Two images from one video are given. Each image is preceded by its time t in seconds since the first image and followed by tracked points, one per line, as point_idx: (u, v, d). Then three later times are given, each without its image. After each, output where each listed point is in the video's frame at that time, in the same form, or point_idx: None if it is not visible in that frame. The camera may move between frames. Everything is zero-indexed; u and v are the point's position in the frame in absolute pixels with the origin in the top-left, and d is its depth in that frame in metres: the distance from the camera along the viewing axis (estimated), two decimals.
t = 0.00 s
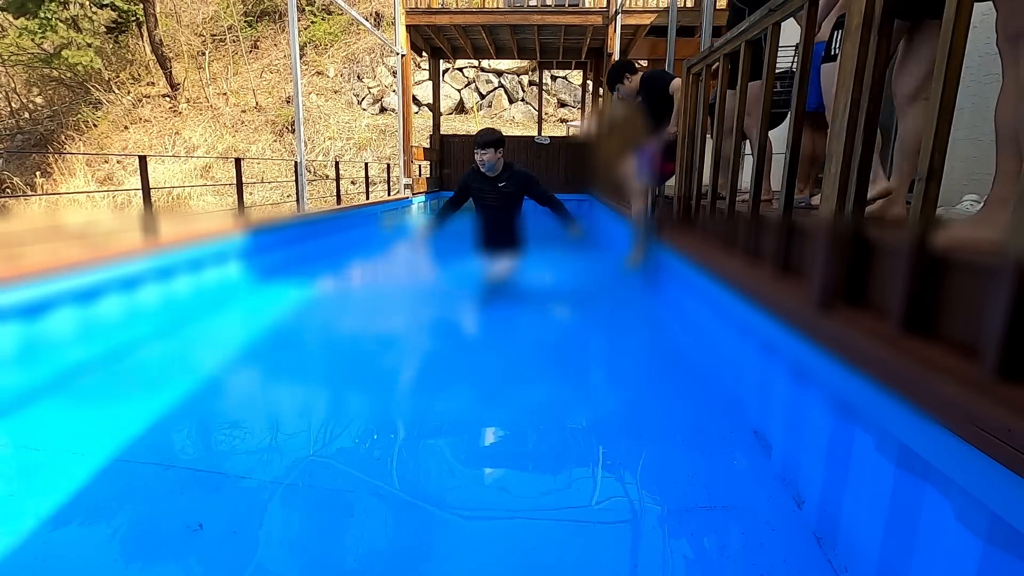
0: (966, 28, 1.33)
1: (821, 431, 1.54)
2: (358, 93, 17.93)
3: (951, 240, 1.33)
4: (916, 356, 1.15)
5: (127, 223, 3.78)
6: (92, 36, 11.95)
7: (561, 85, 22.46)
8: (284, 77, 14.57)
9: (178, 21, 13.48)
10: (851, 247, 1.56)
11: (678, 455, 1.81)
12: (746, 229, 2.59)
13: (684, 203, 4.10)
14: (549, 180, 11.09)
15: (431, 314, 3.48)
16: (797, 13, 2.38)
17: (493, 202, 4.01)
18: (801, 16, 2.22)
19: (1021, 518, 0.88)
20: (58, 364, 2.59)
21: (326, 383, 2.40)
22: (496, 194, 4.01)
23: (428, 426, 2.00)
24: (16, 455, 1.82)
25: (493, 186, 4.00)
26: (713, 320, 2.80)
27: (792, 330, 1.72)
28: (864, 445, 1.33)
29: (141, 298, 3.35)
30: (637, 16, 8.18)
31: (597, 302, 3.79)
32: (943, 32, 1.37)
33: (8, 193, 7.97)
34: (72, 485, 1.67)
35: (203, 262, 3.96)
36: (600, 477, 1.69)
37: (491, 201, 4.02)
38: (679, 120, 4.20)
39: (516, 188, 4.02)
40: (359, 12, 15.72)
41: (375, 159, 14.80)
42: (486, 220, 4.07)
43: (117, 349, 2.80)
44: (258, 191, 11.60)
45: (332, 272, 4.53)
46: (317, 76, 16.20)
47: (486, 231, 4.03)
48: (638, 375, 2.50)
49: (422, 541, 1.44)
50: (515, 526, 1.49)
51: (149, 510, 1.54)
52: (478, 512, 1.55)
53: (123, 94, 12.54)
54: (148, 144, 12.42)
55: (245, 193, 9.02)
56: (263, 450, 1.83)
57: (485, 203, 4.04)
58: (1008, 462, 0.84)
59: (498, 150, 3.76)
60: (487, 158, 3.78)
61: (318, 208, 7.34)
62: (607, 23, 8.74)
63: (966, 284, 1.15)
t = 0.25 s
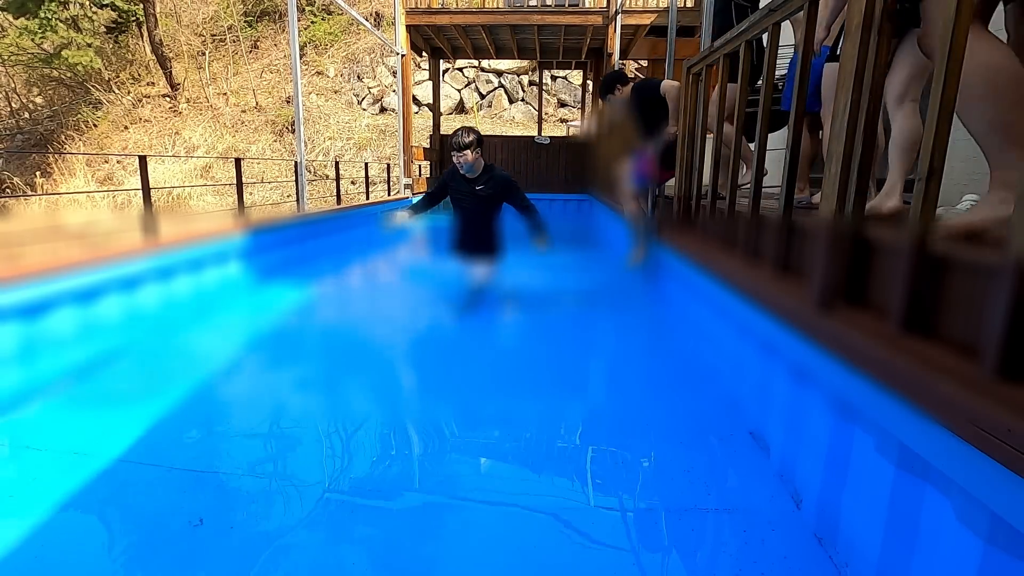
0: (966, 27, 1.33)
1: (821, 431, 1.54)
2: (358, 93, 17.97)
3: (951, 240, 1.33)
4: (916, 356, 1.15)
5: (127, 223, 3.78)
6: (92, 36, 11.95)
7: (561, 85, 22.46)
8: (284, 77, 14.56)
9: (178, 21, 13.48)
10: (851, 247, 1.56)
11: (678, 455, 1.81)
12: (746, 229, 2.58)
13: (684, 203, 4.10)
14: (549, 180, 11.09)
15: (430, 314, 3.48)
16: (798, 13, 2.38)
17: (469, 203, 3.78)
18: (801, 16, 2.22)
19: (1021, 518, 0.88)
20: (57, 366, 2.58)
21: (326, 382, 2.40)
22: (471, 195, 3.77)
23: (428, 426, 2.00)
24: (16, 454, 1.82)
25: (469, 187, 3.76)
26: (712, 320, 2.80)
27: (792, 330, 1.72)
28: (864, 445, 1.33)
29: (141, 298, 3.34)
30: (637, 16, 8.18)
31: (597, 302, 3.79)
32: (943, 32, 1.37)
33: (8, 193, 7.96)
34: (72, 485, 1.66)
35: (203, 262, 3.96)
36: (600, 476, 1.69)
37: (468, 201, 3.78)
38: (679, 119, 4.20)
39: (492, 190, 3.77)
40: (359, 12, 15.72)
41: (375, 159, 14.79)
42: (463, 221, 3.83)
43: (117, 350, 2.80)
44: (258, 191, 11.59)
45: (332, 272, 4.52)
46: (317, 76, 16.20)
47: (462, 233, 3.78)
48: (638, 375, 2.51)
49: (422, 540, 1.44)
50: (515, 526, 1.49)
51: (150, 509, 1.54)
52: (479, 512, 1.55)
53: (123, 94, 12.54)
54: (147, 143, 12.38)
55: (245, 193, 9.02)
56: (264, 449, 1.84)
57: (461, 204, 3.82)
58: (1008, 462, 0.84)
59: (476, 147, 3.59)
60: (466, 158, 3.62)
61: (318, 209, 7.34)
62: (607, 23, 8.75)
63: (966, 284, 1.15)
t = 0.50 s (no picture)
0: (966, 27, 1.33)
1: (821, 431, 1.54)
2: (358, 93, 18.28)
3: (950, 239, 1.33)
4: (916, 356, 1.15)
5: (126, 223, 3.77)
6: (92, 36, 11.95)
7: (561, 85, 22.47)
8: (284, 77, 14.55)
9: (178, 21, 13.49)
10: (851, 247, 1.56)
11: (678, 455, 1.81)
12: (746, 229, 2.58)
13: (684, 203, 4.10)
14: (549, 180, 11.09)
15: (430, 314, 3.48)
16: (798, 13, 2.38)
17: (444, 202, 3.68)
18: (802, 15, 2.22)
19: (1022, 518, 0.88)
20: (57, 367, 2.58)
21: (325, 382, 2.40)
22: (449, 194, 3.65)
23: (429, 426, 2.00)
24: (16, 455, 1.82)
25: (445, 186, 3.68)
26: (712, 320, 2.80)
27: (792, 330, 1.72)
28: (864, 445, 1.33)
29: (140, 298, 3.34)
30: (636, 16, 8.17)
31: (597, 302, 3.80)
32: (943, 31, 1.37)
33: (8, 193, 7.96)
34: (72, 485, 1.66)
35: (204, 262, 3.96)
36: (600, 476, 1.70)
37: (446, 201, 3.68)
38: (678, 119, 4.20)
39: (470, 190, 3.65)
40: (359, 12, 15.73)
41: (376, 159, 14.79)
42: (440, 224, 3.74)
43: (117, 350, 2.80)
44: (258, 190, 11.59)
45: (332, 272, 4.53)
46: (317, 76, 16.20)
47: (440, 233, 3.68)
48: (637, 375, 2.51)
49: (421, 539, 1.45)
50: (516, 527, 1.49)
51: (149, 509, 1.54)
52: (479, 513, 1.55)
53: (123, 94, 12.54)
54: (147, 144, 12.28)
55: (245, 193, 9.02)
56: (263, 449, 1.84)
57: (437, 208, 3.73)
58: (1008, 462, 0.84)
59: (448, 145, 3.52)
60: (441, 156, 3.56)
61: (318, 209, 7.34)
62: (607, 23, 8.75)
63: (966, 284, 1.15)
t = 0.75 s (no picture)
0: (966, 27, 1.33)
1: (821, 431, 1.55)
2: (358, 93, 17.87)
3: (950, 240, 1.33)
4: (917, 356, 1.15)
5: (127, 223, 3.77)
6: (92, 36, 11.95)
7: (561, 85, 22.47)
8: (284, 77, 14.54)
9: (178, 21, 13.49)
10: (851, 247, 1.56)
11: (678, 455, 1.81)
12: (746, 229, 2.59)
13: (684, 203, 4.10)
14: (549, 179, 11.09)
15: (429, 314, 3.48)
16: (797, 13, 2.38)
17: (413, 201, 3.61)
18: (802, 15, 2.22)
19: (1021, 517, 0.88)
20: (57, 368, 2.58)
21: (325, 383, 2.40)
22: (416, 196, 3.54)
23: (429, 426, 2.00)
24: (17, 455, 1.83)
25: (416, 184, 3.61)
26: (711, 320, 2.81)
27: (792, 330, 1.72)
28: (864, 445, 1.33)
29: (141, 298, 3.34)
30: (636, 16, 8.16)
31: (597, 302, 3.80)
32: (943, 32, 1.37)
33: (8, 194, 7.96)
34: (73, 486, 1.66)
35: (205, 262, 3.96)
36: (601, 476, 1.70)
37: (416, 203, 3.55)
38: (678, 119, 4.20)
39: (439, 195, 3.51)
40: (359, 12, 15.73)
41: (376, 159, 14.79)
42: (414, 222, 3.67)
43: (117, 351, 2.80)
44: (258, 190, 11.58)
45: (332, 273, 4.53)
46: (317, 76, 16.20)
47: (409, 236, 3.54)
48: (637, 375, 2.51)
49: (423, 538, 1.45)
50: (516, 527, 1.49)
51: (150, 509, 1.54)
52: (479, 513, 1.55)
53: (123, 94, 12.54)
54: (147, 144, 12.29)
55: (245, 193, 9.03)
56: (264, 449, 1.84)
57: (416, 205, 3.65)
58: (1008, 462, 0.84)
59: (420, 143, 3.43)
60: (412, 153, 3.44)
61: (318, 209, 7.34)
62: (607, 22, 8.75)
63: (966, 284, 1.15)
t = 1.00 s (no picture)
0: (966, 28, 1.33)
1: (821, 431, 1.55)
2: (358, 93, 17.88)
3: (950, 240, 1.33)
4: (916, 356, 1.15)
5: (127, 223, 3.70)
6: (92, 36, 11.95)
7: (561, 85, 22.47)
8: (284, 77, 14.53)
9: (178, 21, 13.49)
10: (851, 247, 1.56)
11: (678, 454, 1.81)
12: (746, 229, 2.59)
13: (684, 203, 4.10)
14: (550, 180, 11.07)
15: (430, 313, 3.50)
16: (797, 13, 2.38)
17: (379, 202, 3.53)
18: (801, 15, 2.23)
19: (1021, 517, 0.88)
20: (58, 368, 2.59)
21: (325, 382, 2.40)
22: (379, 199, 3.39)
23: (429, 426, 2.00)
24: (17, 454, 1.82)
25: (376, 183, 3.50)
26: (711, 320, 2.80)
27: (792, 330, 1.72)
28: (864, 445, 1.33)
29: (141, 298, 3.33)
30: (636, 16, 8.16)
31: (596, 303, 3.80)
32: (943, 32, 1.37)
33: (7, 193, 7.95)
34: (73, 485, 1.66)
35: (205, 262, 3.96)
36: (601, 476, 1.70)
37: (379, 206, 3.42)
38: (678, 119, 4.20)
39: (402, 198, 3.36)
40: (360, 12, 15.73)
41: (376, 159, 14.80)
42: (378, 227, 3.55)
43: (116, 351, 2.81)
44: (258, 190, 11.55)
45: (332, 273, 4.53)
46: (317, 76, 16.20)
47: (374, 241, 3.40)
48: (637, 375, 2.51)
49: (423, 538, 1.45)
50: (515, 526, 1.50)
51: (150, 509, 1.54)
52: (480, 512, 1.55)
53: (123, 94, 12.53)
54: (147, 144, 12.39)
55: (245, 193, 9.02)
56: (264, 449, 1.84)
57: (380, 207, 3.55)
58: (1007, 462, 0.85)
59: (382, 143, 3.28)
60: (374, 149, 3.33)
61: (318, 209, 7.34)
62: (607, 22, 8.75)
63: (966, 283, 1.15)
